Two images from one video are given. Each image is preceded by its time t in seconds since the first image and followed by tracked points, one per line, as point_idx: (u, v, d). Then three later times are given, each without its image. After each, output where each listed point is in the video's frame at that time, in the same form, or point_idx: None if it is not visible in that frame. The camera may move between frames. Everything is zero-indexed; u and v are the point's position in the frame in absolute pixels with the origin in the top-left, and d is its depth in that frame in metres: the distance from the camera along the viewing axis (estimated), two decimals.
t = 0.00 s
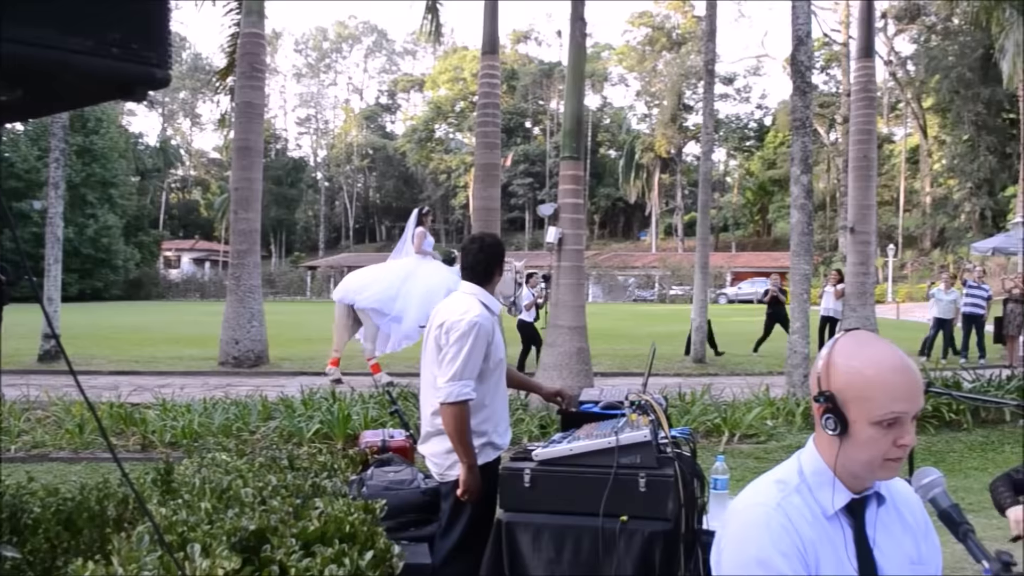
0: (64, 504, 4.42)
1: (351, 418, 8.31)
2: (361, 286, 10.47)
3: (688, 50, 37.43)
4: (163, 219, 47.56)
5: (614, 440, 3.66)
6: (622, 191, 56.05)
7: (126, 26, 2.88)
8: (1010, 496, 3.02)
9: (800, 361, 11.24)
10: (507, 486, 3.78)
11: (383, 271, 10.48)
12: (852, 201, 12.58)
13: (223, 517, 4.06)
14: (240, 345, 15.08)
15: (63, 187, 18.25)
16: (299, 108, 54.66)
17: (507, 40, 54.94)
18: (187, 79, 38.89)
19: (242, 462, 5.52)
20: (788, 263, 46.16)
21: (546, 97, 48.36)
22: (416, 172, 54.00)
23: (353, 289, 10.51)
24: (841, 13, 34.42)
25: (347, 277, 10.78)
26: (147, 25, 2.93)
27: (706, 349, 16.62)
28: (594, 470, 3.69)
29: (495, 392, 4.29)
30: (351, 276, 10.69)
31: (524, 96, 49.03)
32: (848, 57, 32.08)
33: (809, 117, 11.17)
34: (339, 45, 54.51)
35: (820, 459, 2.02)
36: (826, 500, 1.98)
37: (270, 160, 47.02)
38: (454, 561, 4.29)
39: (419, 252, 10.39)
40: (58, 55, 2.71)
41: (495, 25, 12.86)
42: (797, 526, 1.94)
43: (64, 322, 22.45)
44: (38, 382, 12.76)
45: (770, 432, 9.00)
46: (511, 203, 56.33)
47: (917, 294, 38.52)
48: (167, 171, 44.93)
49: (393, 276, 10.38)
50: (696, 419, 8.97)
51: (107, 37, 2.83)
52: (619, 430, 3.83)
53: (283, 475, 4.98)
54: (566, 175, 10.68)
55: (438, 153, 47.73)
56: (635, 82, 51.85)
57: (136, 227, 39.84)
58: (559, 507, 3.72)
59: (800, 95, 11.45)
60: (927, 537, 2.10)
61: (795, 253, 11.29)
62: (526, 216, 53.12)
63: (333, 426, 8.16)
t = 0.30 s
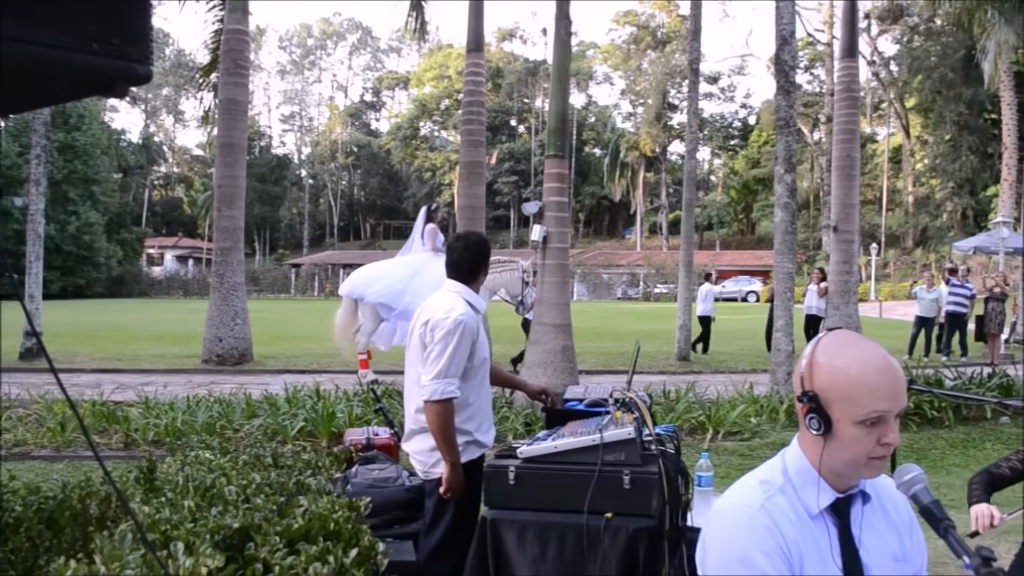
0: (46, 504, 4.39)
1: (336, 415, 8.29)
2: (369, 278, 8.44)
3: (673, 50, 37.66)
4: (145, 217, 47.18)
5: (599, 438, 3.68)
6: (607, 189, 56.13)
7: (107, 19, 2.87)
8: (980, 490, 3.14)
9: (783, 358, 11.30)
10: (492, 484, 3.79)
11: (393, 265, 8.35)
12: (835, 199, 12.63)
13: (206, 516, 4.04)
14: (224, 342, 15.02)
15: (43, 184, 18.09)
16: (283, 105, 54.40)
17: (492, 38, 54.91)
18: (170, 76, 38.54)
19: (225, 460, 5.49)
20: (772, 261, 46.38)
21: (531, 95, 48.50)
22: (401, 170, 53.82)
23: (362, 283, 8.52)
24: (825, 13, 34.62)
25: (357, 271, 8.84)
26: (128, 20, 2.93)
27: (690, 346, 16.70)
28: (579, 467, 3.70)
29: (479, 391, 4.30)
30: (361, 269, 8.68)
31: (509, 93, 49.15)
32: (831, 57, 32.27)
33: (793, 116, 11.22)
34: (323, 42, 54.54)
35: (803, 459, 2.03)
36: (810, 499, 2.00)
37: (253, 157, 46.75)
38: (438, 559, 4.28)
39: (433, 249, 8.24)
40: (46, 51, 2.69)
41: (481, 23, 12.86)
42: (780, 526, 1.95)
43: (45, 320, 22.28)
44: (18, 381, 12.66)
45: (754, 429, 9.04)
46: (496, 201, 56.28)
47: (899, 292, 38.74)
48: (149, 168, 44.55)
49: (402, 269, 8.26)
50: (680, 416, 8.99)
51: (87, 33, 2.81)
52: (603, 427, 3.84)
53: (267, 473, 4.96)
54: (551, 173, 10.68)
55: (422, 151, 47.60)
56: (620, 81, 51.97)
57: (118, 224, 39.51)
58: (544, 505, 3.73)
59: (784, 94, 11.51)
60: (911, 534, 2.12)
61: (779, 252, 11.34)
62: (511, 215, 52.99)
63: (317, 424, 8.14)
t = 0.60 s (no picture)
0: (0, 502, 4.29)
1: (299, 410, 8.23)
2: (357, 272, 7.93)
3: (637, 42, 37.86)
4: (105, 209, 46.31)
5: (562, 429, 3.67)
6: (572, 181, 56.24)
7: (73, 12, 2.80)
8: (944, 479, 3.34)
9: (745, 349, 11.41)
10: (455, 476, 3.77)
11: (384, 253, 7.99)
12: (797, 191, 12.76)
13: (166, 512, 3.97)
14: (185, 337, 14.83)
15: None
16: (246, 96, 53.78)
17: (458, 29, 54.80)
18: (129, 65, 37.86)
19: (186, 456, 5.41)
20: (735, 253, 46.78)
21: (497, 87, 48.66)
22: (366, 161, 53.49)
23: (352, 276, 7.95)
24: (788, 6, 34.95)
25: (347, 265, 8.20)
26: (84, 7, 2.82)
27: (654, 338, 16.79)
28: (542, 458, 3.70)
29: (443, 383, 4.28)
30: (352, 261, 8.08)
31: (474, 85, 49.18)
32: (794, 50, 32.56)
33: (756, 109, 11.32)
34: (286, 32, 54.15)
35: (757, 446, 2.04)
36: (763, 485, 2.00)
37: (216, 148, 46.13)
38: (401, 553, 4.25)
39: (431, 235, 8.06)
40: (19, 44, 2.67)
41: (445, 14, 12.81)
42: (735, 513, 1.95)
43: None
44: None
45: (717, 419, 9.11)
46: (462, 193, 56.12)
47: (859, 282, 39.28)
48: (109, 160, 43.73)
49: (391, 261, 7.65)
50: (644, 407, 9.06)
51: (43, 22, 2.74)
52: (566, 418, 3.83)
53: (229, 468, 4.90)
54: (515, 164, 10.66)
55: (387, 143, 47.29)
56: (585, 73, 52.12)
57: (76, 216, 38.72)
58: (506, 496, 3.72)
59: (748, 87, 11.59)
60: (864, 520, 2.15)
61: (741, 242, 11.42)
62: (477, 206, 52.76)
63: (280, 418, 8.07)
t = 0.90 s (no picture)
0: None
1: (271, 409, 8.17)
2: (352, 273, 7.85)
3: (611, 41, 37.92)
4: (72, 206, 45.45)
5: (535, 427, 3.67)
6: (545, 179, 56.26)
7: (36, 6, 2.77)
8: (925, 466, 3.49)
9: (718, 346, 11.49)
10: (427, 474, 3.76)
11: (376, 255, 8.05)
12: (768, 190, 12.86)
13: (136, 513, 3.93)
14: (155, 335, 14.66)
15: None
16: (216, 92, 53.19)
17: (431, 27, 54.70)
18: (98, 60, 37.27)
19: (157, 456, 5.36)
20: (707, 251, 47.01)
21: (470, 84, 49.05)
22: (338, 159, 53.13)
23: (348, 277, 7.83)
24: (760, 6, 35.17)
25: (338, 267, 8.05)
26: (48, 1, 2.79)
27: (627, 336, 16.85)
28: (515, 457, 3.70)
29: (416, 382, 4.27)
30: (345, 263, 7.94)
31: (448, 83, 49.10)
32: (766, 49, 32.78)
33: (729, 108, 11.38)
34: (258, 28, 53.65)
35: (721, 440, 2.06)
36: (727, 478, 2.02)
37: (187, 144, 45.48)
38: (374, 551, 4.24)
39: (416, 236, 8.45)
40: None
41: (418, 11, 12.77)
42: (700, 505, 1.97)
43: None
44: None
45: (690, 416, 9.17)
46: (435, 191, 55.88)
47: (830, 280, 39.63)
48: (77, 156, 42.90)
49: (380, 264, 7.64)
50: (617, 404, 9.09)
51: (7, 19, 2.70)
52: (539, 416, 3.84)
53: (200, 468, 4.86)
54: (489, 162, 10.63)
55: (360, 140, 47.17)
56: (558, 71, 52.20)
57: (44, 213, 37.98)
58: (479, 494, 3.72)
59: (719, 86, 11.67)
60: (828, 514, 2.18)
61: (714, 241, 11.50)
62: (450, 204, 52.54)
63: (252, 417, 8.01)
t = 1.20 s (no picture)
0: None
1: (253, 407, 8.14)
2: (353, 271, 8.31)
3: (593, 39, 37.82)
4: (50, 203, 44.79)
5: (518, 424, 3.68)
6: (527, 176, 56.10)
7: (12, 3, 2.75)
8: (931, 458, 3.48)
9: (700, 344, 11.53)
10: (410, 473, 3.75)
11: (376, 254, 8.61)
12: (750, 187, 12.91)
13: (117, 512, 3.92)
14: (136, 333, 14.54)
15: None
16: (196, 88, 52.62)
17: (413, 24, 54.45)
18: (76, 56, 36.70)
19: (138, 454, 5.33)
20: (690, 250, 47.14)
21: (451, 82, 48.80)
22: (320, 156, 52.72)
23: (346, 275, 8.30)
24: (741, 5, 35.23)
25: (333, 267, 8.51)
26: None
27: (610, 333, 16.88)
28: (498, 454, 3.71)
29: (398, 380, 4.27)
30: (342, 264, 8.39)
31: (429, 80, 48.99)
32: (747, 48, 32.86)
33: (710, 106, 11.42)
34: (238, 24, 53.06)
35: (701, 437, 2.09)
36: (709, 476, 2.04)
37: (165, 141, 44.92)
38: (358, 550, 4.24)
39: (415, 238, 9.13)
40: None
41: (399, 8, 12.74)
42: (682, 503, 1.99)
43: None
44: None
45: (672, 414, 9.21)
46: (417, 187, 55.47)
47: (811, 278, 39.81)
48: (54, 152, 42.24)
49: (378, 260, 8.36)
50: (600, 402, 9.12)
51: None
52: (522, 413, 3.84)
53: (181, 467, 4.84)
54: (470, 161, 10.63)
55: (342, 138, 46.53)
56: (541, 69, 52.11)
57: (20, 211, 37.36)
58: (462, 491, 3.73)
59: (701, 84, 11.72)
60: (809, 509, 2.20)
61: (695, 238, 11.54)
62: (432, 202, 52.26)
63: (234, 416, 7.99)
